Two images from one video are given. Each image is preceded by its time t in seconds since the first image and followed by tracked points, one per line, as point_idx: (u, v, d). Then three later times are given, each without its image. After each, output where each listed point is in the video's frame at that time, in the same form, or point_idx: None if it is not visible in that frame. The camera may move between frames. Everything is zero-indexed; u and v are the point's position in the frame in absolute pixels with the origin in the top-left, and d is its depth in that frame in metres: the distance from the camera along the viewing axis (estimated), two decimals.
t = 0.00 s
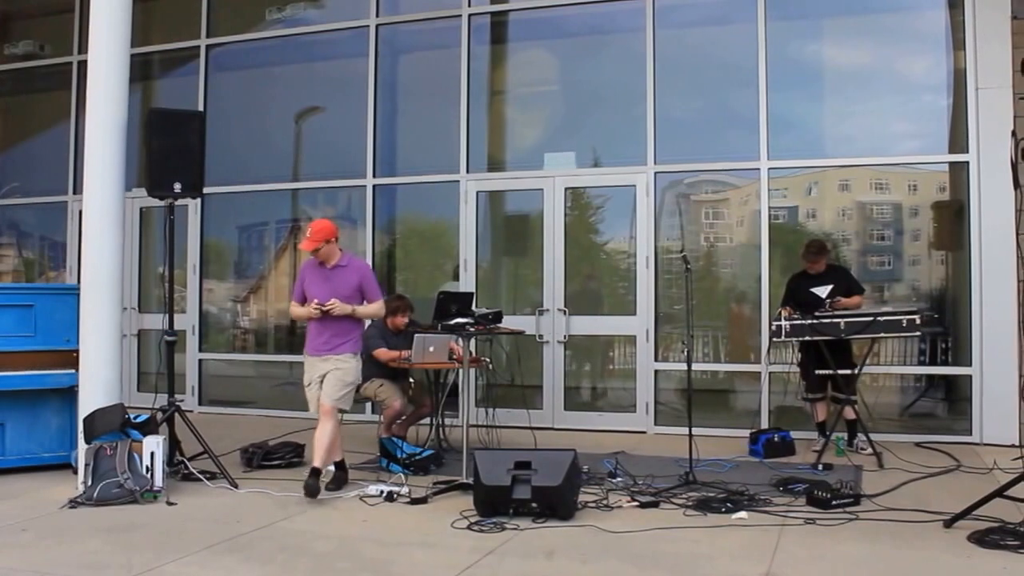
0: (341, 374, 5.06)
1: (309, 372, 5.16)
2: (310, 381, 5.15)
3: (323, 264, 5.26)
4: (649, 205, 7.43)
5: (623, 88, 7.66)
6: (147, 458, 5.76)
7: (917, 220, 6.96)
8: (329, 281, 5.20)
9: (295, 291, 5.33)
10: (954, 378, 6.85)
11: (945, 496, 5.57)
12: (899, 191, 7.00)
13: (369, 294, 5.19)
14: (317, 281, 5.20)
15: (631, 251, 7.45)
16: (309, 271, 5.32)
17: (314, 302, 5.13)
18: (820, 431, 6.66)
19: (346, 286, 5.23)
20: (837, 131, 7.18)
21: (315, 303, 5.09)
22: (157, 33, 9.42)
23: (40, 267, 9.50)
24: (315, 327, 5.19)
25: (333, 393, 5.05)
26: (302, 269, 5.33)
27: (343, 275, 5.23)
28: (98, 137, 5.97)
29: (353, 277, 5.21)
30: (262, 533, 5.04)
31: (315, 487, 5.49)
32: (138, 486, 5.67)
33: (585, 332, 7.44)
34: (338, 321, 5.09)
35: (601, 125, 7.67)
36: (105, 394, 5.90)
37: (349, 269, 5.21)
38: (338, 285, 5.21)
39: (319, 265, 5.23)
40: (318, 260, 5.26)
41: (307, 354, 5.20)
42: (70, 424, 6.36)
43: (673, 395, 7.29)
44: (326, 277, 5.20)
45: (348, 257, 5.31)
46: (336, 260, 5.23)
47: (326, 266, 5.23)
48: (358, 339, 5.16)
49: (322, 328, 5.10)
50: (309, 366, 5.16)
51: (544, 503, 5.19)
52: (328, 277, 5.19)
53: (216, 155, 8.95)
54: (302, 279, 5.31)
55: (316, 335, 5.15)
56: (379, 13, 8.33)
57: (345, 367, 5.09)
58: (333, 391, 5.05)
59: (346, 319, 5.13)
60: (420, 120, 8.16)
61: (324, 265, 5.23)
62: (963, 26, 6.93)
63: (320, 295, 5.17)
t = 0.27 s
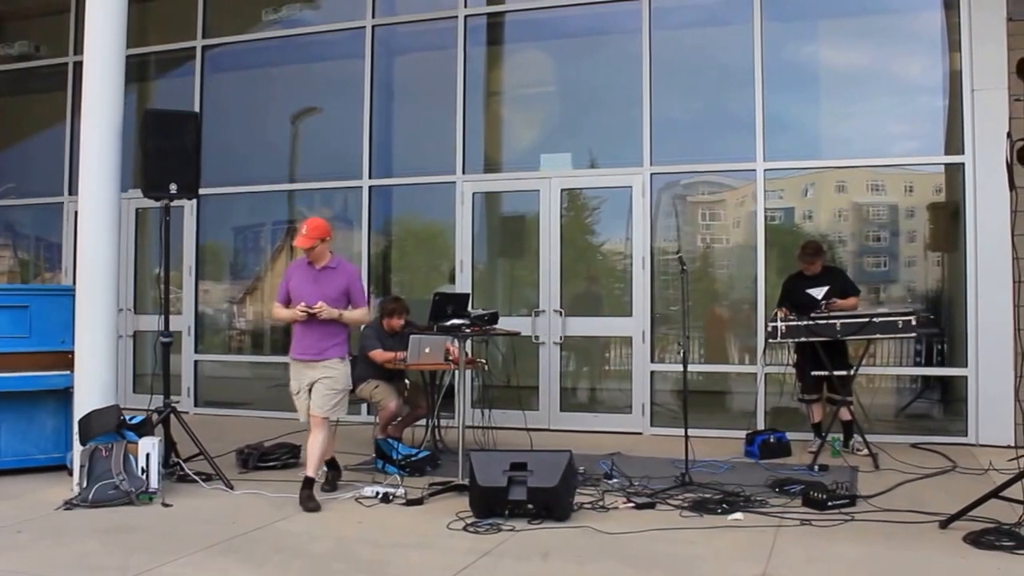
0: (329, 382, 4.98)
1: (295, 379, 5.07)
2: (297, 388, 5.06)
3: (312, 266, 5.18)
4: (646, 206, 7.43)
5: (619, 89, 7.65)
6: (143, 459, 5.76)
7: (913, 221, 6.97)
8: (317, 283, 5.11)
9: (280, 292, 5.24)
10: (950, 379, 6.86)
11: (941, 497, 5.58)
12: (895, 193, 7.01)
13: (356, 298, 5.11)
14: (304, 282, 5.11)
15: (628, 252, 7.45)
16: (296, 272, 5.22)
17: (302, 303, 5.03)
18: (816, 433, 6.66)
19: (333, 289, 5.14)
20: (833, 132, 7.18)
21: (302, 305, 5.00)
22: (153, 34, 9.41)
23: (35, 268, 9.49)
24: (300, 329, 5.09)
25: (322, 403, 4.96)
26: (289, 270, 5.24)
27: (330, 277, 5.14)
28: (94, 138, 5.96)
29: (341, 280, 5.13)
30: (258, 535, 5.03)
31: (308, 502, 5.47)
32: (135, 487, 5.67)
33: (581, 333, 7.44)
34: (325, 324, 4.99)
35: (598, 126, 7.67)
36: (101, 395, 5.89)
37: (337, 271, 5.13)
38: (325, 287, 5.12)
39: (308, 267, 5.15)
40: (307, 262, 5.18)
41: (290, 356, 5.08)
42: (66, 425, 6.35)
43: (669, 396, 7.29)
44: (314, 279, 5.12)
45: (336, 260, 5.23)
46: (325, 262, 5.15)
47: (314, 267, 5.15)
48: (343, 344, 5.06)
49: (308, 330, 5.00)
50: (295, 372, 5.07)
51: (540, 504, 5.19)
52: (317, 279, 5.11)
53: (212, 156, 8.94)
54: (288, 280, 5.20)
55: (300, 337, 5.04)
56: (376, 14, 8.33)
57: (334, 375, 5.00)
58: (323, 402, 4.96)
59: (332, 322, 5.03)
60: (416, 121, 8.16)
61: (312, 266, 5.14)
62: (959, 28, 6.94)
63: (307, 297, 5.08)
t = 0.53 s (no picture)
0: (323, 385, 4.96)
1: (284, 380, 4.96)
2: (285, 389, 4.95)
3: (300, 264, 5.11)
4: (642, 207, 7.43)
5: (615, 90, 7.66)
6: (138, 461, 5.75)
7: (909, 222, 6.98)
8: (308, 281, 5.05)
9: (264, 290, 5.12)
10: (945, 380, 6.87)
11: (937, 498, 5.58)
12: (891, 195, 7.02)
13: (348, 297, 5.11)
14: (295, 280, 5.04)
15: (624, 253, 7.45)
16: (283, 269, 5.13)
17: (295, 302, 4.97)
18: (812, 434, 6.67)
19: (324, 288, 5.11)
20: (828, 134, 7.19)
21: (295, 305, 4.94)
22: (149, 35, 9.40)
23: (30, 270, 9.47)
24: (290, 329, 5.02)
25: (319, 407, 4.95)
26: (274, 267, 5.13)
27: (321, 275, 5.11)
28: (89, 139, 5.95)
29: (332, 279, 5.10)
30: (254, 537, 5.02)
31: (307, 505, 5.46)
32: (129, 489, 5.66)
33: (577, 334, 7.44)
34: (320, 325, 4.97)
35: (594, 127, 7.68)
36: (96, 397, 5.88)
37: (329, 270, 5.11)
38: (316, 285, 5.07)
39: (297, 265, 5.08)
40: (295, 259, 5.10)
41: (279, 356, 5.01)
42: (61, 427, 6.34)
43: (664, 397, 7.29)
44: (305, 278, 5.06)
45: (325, 258, 5.19)
46: (315, 260, 5.10)
47: (304, 265, 5.09)
48: (336, 344, 5.07)
49: (302, 331, 4.95)
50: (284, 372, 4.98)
51: (536, 505, 5.18)
52: (308, 278, 5.06)
53: (208, 157, 8.93)
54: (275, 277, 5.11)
55: (292, 337, 4.99)
56: (372, 15, 8.33)
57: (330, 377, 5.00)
58: (320, 405, 4.95)
59: (325, 322, 5.01)
60: (412, 122, 8.16)
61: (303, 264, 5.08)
62: (954, 30, 6.95)
63: (299, 296, 5.02)
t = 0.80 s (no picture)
0: (318, 390, 4.97)
1: (279, 384, 4.89)
2: (280, 394, 4.88)
3: (290, 266, 5.06)
4: (638, 209, 7.44)
5: (612, 92, 7.66)
6: (133, 462, 5.77)
7: (904, 224, 6.99)
8: (302, 284, 5.02)
9: (252, 294, 5.01)
10: (940, 382, 6.89)
11: (932, 500, 5.59)
12: (886, 197, 7.03)
13: (339, 299, 5.14)
14: (288, 283, 4.98)
15: (620, 255, 7.45)
16: (271, 272, 5.05)
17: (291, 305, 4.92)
18: (807, 435, 6.68)
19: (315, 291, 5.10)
20: (824, 136, 7.20)
21: (292, 308, 4.90)
22: (144, 36, 9.39)
23: (24, 271, 9.45)
24: (283, 332, 4.96)
25: (314, 412, 4.95)
26: (262, 270, 5.04)
27: (312, 278, 5.10)
28: (84, 140, 5.94)
29: (324, 281, 5.11)
30: (249, 539, 5.02)
31: (302, 507, 5.45)
32: (124, 491, 5.66)
33: (573, 336, 7.44)
34: (316, 327, 4.96)
35: (590, 129, 7.68)
36: (91, 398, 5.87)
37: (320, 273, 5.11)
38: (309, 288, 5.05)
39: (288, 268, 5.03)
40: (285, 262, 5.05)
41: (273, 361, 4.93)
42: (56, 429, 6.32)
43: (660, 399, 7.30)
44: (297, 281, 5.03)
45: (313, 261, 5.17)
46: (306, 263, 5.08)
47: (296, 267, 5.05)
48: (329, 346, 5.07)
49: (299, 334, 4.92)
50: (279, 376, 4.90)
51: (531, 507, 5.18)
52: (300, 280, 5.03)
53: (204, 158, 8.93)
54: (265, 280, 5.02)
55: (287, 341, 4.93)
56: (368, 17, 8.33)
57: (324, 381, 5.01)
58: (314, 410, 4.96)
59: (320, 325, 5.01)
60: (408, 124, 8.16)
61: (294, 266, 5.04)
62: (949, 32, 6.97)
63: (293, 299, 4.98)
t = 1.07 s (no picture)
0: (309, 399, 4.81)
1: (272, 395, 4.68)
2: (272, 404, 4.67)
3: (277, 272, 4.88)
4: (634, 211, 7.44)
5: (608, 94, 7.66)
6: (128, 464, 5.74)
7: (900, 225, 7.00)
8: (290, 290, 4.85)
9: (237, 301, 4.75)
10: (936, 384, 6.89)
11: (928, 502, 5.59)
12: (882, 198, 7.04)
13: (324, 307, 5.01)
14: (278, 288, 4.79)
15: (616, 257, 7.46)
16: (256, 278, 4.82)
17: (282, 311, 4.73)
18: (803, 437, 6.68)
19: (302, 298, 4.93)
20: (819, 138, 7.21)
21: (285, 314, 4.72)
22: (140, 37, 9.38)
23: (20, 272, 9.44)
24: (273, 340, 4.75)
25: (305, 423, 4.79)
26: (246, 276, 4.80)
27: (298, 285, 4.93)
28: (80, 142, 5.93)
29: (310, 287, 4.96)
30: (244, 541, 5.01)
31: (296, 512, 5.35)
32: (120, 493, 5.64)
33: (569, 338, 7.44)
34: (308, 334, 4.82)
35: (587, 130, 7.68)
36: (87, 400, 5.86)
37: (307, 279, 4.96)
38: (296, 295, 4.88)
39: (276, 273, 4.83)
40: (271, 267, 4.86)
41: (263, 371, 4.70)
42: (51, 430, 6.31)
43: (656, 401, 7.30)
44: (286, 287, 4.85)
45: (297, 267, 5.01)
46: (292, 268, 4.90)
47: (283, 273, 4.86)
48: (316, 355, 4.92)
49: (292, 341, 4.75)
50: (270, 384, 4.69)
51: (527, 509, 5.18)
52: (289, 286, 4.85)
53: (200, 160, 8.92)
54: (251, 286, 4.77)
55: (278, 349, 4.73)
56: (364, 19, 8.33)
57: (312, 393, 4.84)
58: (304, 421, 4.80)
59: (309, 332, 4.86)
60: (404, 125, 8.15)
61: (282, 272, 4.85)
62: (944, 34, 6.98)
63: (283, 305, 4.78)
